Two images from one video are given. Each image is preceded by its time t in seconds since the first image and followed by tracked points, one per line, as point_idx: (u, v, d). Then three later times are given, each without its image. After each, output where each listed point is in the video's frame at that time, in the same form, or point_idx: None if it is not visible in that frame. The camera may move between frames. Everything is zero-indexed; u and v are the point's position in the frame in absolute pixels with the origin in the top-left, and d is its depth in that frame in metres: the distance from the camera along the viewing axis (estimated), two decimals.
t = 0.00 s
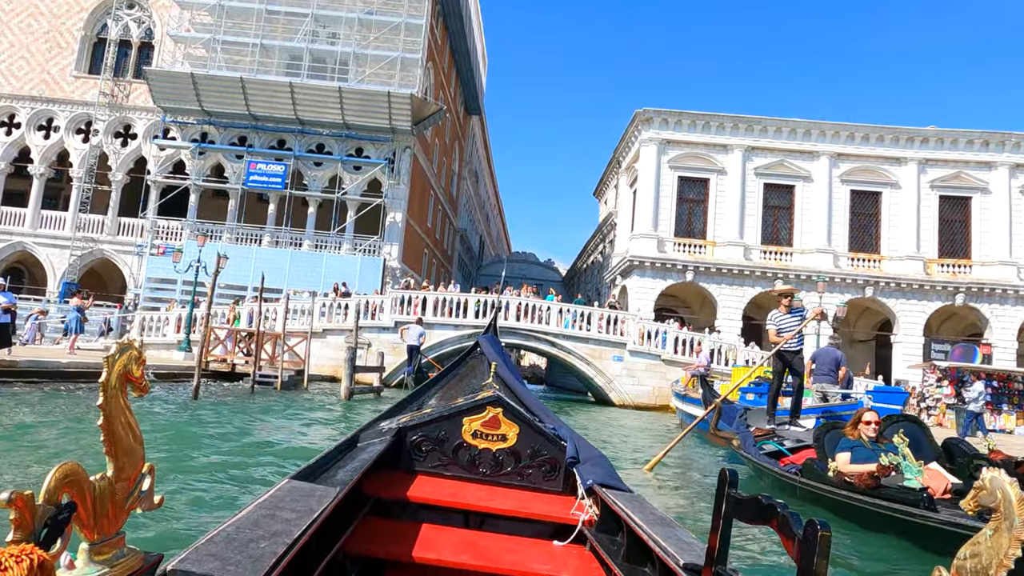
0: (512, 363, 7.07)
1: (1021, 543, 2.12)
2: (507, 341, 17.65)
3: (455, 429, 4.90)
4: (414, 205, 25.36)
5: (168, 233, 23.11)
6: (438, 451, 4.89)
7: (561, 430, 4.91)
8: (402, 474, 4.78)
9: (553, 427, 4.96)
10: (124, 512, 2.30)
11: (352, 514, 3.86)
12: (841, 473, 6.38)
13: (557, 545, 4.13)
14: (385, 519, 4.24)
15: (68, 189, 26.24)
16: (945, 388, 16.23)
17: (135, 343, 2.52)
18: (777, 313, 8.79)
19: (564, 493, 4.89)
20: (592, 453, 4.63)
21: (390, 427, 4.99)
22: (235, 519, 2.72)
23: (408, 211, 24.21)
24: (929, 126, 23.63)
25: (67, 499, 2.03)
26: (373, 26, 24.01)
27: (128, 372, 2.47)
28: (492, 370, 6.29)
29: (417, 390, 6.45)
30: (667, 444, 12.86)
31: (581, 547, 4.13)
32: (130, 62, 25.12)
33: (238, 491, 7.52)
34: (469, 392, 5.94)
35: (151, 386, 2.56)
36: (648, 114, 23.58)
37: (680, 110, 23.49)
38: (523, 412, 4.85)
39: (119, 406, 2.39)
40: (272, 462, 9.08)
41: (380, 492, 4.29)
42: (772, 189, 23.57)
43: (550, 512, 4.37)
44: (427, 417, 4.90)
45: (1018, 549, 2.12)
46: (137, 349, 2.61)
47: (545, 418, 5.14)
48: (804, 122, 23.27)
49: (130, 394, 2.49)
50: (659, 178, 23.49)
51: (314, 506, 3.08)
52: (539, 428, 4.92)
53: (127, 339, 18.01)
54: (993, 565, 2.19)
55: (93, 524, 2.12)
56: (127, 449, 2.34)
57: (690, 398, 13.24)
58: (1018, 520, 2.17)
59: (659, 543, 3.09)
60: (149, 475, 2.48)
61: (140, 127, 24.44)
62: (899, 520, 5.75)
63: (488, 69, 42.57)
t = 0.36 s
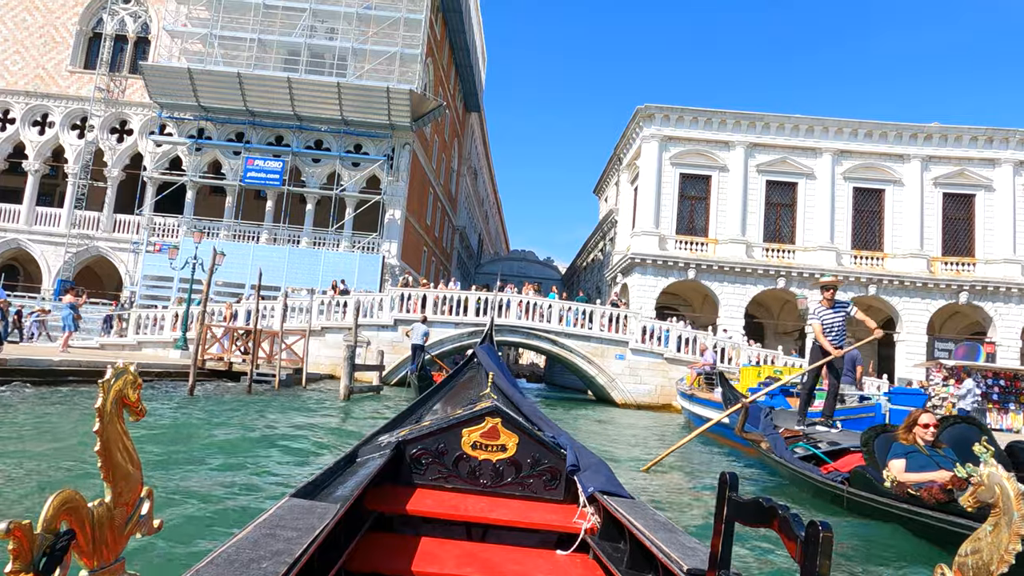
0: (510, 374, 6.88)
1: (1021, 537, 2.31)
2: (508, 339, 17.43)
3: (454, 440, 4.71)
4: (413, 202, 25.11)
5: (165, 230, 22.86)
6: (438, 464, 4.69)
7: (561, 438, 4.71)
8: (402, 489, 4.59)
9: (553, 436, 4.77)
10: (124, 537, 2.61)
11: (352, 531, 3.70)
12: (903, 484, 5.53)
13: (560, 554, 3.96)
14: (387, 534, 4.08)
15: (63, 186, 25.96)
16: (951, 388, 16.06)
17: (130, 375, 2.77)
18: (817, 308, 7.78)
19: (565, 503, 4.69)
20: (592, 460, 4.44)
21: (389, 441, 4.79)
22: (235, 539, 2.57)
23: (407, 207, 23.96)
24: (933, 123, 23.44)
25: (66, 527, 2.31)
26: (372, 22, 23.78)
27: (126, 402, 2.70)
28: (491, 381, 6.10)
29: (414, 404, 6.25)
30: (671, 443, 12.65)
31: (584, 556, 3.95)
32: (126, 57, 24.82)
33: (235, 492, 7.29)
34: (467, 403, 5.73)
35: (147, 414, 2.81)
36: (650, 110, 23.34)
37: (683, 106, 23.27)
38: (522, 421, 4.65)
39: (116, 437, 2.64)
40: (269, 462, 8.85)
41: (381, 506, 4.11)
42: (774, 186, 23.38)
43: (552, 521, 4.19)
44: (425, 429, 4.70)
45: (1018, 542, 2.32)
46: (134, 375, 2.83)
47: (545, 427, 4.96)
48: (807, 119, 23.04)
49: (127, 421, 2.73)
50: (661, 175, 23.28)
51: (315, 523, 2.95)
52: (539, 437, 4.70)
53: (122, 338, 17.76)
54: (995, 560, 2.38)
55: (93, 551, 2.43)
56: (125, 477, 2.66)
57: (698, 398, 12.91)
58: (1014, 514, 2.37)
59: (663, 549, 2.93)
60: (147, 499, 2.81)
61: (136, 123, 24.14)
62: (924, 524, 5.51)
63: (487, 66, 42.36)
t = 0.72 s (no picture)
0: (511, 390, 6.68)
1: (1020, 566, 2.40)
2: (506, 339, 17.19)
3: (454, 458, 4.51)
4: (410, 202, 24.86)
5: (159, 230, 22.59)
6: (437, 482, 4.50)
7: (561, 456, 4.52)
8: (401, 507, 4.40)
9: (554, 454, 4.59)
10: (121, 555, 2.52)
11: (348, 552, 3.57)
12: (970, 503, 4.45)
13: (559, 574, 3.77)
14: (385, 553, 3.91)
15: (55, 185, 25.64)
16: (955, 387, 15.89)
17: (131, 395, 2.73)
18: (846, 293, 7.14)
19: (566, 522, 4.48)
20: (593, 480, 4.26)
21: (388, 458, 4.62)
22: (232, 557, 2.44)
23: (404, 206, 23.74)
24: (933, 120, 23.33)
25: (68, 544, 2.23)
26: (367, 19, 23.54)
27: (127, 419, 2.66)
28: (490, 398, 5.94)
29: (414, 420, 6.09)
30: (673, 442, 12.47)
31: None
32: (119, 55, 24.53)
33: (230, 495, 7.09)
34: (467, 420, 5.53)
35: (147, 430, 2.77)
36: (648, 108, 23.15)
37: (682, 104, 23.09)
38: (522, 438, 4.47)
39: (115, 454, 2.59)
40: (265, 464, 8.65)
41: (379, 526, 3.95)
42: (773, 184, 23.24)
43: (553, 540, 4.00)
44: (425, 446, 4.52)
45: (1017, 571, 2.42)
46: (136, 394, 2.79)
47: (545, 444, 4.76)
48: (807, 117, 22.89)
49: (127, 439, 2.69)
50: (660, 173, 23.10)
51: (314, 541, 2.82)
52: (539, 456, 4.51)
53: (115, 338, 17.49)
54: None
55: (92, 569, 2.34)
56: (123, 495, 2.59)
57: (702, 400, 12.65)
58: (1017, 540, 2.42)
59: (661, 569, 2.79)
60: (143, 517, 2.73)
61: (129, 121, 23.84)
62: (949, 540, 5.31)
63: (483, 65, 42.13)
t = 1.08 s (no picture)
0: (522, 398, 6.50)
1: None
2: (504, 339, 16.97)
3: (461, 461, 4.39)
4: (405, 202, 24.62)
5: (150, 230, 22.30)
6: (444, 484, 4.39)
7: (569, 464, 4.32)
8: (406, 508, 4.30)
9: (562, 462, 4.39)
10: (142, 539, 2.67)
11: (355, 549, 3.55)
12: None
13: None
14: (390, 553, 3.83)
15: (46, 185, 25.30)
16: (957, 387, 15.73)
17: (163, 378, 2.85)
18: (884, 284, 6.56)
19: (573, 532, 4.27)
20: (600, 490, 4.07)
21: (396, 458, 4.53)
22: (243, 550, 2.58)
23: (399, 206, 23.52)
24: (930, 119, 23.25)
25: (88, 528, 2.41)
26: (362, 17, 23.30)
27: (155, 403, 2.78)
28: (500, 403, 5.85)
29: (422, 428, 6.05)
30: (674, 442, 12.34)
31: None
32: (110, 54, 24.21)
33: (226, 496, 6.97)
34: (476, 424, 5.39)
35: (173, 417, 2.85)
36: (645, 106, 22.99)
37: (679, 103, 22.91)
38: (531, 444, 4.31)
39: (145, 437, 2.72)
40: (260, 465, 8.50)
41: (383, 525, 3.87)
42: (771, 183, 23.11)
43: (558, 550, 3.83)
44: (433, 447, 4.42)
45: None
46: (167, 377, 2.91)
47: (553, 451, 4.57)
48: (804, 115, 22.77)
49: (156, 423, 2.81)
50: (657, 172, 22.95)
51: (321, 537, 2.96)
52: (546, 462, 4.33)
53: (106, 340, 17.24)
54: None
55: (113, 552, 2.51)
56: (148, 480, 2.74)
57: (705, 402, 12.45)
58: None
59: None
60: (167, 502, 2.88)
61: (120, 120, 23.56)
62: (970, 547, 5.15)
63: (479, 64, 41.93)
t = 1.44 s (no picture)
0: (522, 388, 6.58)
1: None
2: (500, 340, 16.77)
3: (460, 450, 4.46)
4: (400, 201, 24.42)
5: (142, 231, 22.03)
6: (442, 472, 4.46)
7: (567, 457, 4.34)
8: (404, 495, 4.38)
9: (560, 454, 4.42)
10: (130, 521, 2.56)
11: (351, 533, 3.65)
12: None
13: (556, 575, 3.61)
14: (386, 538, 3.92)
15: (36, 185, 24.97)
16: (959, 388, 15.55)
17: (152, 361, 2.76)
18: (938, 282, 6.26)
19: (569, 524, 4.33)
20: (598, 482, 4.04)
21: (396, 445, 4.61)
22: (236, 532, 2.62)
23: (394, 206, 23.30)
24: (928, 118, 23.19)
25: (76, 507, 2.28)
26: (356, 15, 23.08)
27: (145, 386, 2.68)
28: (501, 394, 5.92)
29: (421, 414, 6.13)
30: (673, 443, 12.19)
31: None
32: (101, 52, 23.92)
33: (217, 499, 6.83)
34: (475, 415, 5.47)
35: (164, 401, 2.83)
36: (642, 106, 22.85)
37: (675, 101, 22.79)
38: (530, 436, 4.37)
39: (132, 420, 2.62)
40: (253, 467, 8.33)
41: (381, 510, 3.94)
42: (768, 182, 22.98)
43: (553, 540, 3.86)
44: (432, 435, 4.48)
45: None
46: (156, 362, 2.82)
47: (552, 443, 4.63)
48: (801, 114, 22.67)
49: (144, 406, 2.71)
50: (653, 171, 22.83)
51: (315, 522, 2.99)
52: (545, 453, 4.38)
53: (96, 341, 16.98)
54: None
55: (99, 533, 2.39)
56: (136, 462, 2.63)
57: (706, 404, 12.25)
58: None
59: None
60: (155, 484, 2.76)
61: (111, 120, 23.28)
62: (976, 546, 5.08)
63: (474, 64, 41.78)
